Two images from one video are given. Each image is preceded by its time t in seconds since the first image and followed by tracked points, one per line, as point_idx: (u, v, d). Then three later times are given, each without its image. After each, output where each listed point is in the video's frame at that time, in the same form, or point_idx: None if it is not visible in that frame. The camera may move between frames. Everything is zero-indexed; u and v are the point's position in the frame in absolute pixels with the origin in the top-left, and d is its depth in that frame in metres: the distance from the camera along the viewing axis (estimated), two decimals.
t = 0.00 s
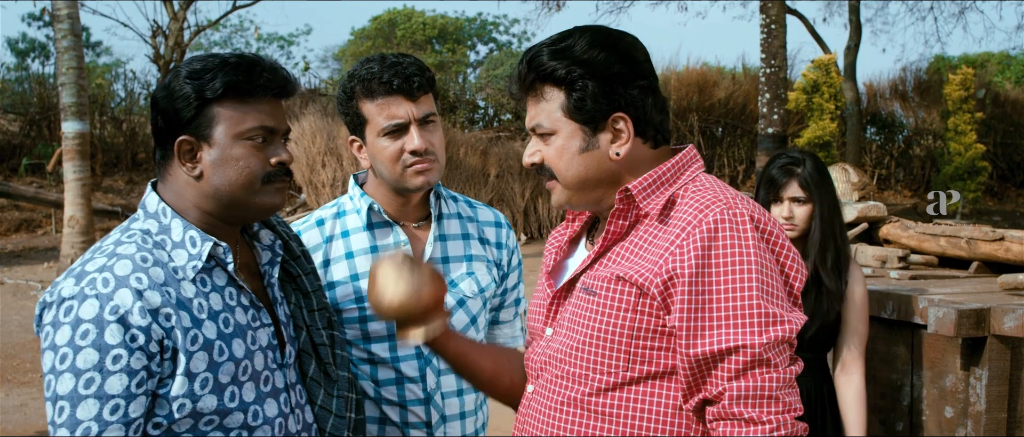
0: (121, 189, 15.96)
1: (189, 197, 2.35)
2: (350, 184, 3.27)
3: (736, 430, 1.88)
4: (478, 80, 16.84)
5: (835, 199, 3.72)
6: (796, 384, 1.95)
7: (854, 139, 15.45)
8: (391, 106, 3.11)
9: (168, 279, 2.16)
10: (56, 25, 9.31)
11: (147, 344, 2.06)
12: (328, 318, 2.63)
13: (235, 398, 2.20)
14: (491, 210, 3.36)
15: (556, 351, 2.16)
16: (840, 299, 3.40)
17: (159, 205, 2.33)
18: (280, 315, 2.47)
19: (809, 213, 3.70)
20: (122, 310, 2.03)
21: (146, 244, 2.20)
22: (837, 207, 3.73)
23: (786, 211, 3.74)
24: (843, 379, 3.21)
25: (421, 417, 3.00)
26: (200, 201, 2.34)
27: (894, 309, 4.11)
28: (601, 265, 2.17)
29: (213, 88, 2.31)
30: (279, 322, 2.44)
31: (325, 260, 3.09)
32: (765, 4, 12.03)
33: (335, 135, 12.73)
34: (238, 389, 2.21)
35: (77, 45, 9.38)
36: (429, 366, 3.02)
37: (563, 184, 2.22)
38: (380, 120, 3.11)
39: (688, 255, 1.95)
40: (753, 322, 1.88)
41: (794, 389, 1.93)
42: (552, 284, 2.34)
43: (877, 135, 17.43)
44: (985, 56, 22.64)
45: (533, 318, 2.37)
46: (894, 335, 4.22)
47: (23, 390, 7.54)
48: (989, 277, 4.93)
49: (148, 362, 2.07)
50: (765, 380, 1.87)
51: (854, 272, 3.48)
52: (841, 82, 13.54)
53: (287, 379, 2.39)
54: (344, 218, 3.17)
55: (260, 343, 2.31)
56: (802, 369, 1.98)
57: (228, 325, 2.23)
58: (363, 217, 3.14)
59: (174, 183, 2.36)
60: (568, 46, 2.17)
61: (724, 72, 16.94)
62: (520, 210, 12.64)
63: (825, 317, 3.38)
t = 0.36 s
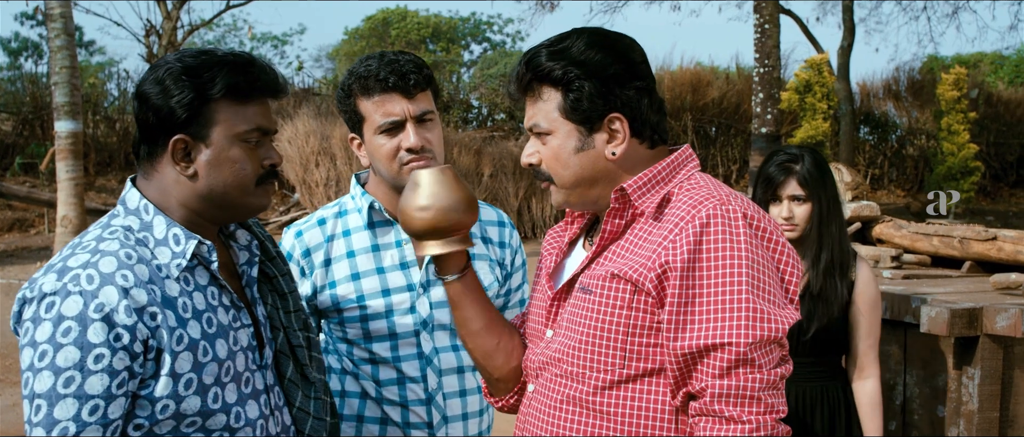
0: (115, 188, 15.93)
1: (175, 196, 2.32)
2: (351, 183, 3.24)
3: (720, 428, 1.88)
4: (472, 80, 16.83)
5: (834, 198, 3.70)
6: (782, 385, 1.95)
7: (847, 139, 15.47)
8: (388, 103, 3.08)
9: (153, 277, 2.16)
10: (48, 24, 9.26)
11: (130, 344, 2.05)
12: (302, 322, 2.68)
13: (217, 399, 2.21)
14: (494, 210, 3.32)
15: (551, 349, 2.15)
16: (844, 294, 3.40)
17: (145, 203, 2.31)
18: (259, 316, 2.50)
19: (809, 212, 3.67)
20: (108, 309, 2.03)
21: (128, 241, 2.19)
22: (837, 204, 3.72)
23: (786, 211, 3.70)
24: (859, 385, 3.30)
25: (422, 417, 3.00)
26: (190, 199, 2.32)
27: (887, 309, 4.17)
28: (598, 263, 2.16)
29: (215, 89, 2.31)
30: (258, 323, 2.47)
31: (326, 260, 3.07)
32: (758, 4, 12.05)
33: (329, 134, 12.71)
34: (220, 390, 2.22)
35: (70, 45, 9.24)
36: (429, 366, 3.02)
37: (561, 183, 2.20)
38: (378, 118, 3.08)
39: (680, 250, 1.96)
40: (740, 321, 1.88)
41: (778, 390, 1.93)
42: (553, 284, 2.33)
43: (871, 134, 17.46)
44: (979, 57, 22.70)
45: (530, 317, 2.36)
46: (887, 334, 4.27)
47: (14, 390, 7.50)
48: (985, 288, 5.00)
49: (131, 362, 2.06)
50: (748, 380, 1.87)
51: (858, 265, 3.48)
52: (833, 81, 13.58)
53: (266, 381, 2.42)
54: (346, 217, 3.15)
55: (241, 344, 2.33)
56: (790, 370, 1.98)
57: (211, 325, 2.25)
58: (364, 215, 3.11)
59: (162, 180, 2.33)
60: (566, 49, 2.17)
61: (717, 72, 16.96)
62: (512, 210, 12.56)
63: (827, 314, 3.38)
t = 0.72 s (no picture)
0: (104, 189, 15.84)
1: (156, 195, 2.29)
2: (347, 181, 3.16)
3: (715, 425, 1.87)
4: (462, 80, 16.82)
5: (850, 190, 3.54)
6: (774, 380, 1.94)
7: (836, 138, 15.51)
8: (382, 99, 3.02)
9: (137, 275, 2.14)
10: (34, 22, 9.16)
11: (115, 341, 2.03)
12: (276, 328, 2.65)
13: (198, 400, 2.19)
14: (489, 209, 3.28)
15: (545, 351, 2.14)
16: (852, 295, 3.27)
17: (126, 200, 2.27)
18: (236, 319, 2.48)
19: (824, 209, 3.52)
20: (94, 304, 2.01)
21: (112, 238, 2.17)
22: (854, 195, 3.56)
23: (800, 208, 3.56)
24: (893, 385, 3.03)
25: (417, 417, 2.93)
26: (172, 198, 2.29)
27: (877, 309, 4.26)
28: (589, 264, 2.15)
29: (197, 87, 2.29)
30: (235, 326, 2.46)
31: (321, 258, 2.99)
32: (748, 4, 12.09)
33: (317, 134, 12.66)
34: (201, 392, 2.21)
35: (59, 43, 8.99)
36: (424, 366, 2.94)
37: (551, 181, 2.18)
38: (372, 113, 3.02)
39: (671, 248, 1.95)
40: (734, 318, 1.87)
41: (771, 385, 1.92)
42: (545, 285, 2.32)
43: (859, 135, 17.53)
44: (966, 57, 22.84)
45: (521, 318, 2.32)
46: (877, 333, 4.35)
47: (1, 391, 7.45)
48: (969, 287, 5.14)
49: (115, 360, 2.03)
50: (743, 375, 1.86)
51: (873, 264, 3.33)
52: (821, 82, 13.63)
53: (243, 385, 2.41)
54: (341, 216, 3.07)
55: (221, 347, 2.32)
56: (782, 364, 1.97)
57: (194, 326, 2.23)
58: (360, 214, 3.03)
59: (142, 181, 2.29)
60: (559, 48, 2.16)
61: (707, 72, 16.99)
62: (502, 210, 12.53)
63: (831, 315, 3.32)
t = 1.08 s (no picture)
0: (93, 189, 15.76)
1: (132, 195, 2.27)
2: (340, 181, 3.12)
3: (704, 424, 1.87)
4: (453, 80, 16.82)
5: (869, 186, 3.41)
6: (763, 380, 1.94)
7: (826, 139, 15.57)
8: (381, 97, 2.99)
9: (116, 275, 2.13)
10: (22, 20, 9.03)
11: (95, 340, 2.02)
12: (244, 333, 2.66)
13: (173, 403, 2.19)
14: (483, 209, 3.27)
15: (536, 351, 2.13)
16: (869, 298, 3.14)
17: (101, 199, 2.25)
18: (207, 322, 2.47)
19: (842, 206, 3.40)
20: (76, 302, 2.00)
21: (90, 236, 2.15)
22: (874, 192, 3.44)
23: (816, 205, 3.45)
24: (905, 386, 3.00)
25: (411, 416, 2.87)
26: (148, 198, 2.27)
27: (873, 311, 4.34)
28: (580, 264, 2.14)
29: (178, 86, 2.29)
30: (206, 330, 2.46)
31: (315, 257, 2.94)
32: (739, 5, 12.12)
33: (308, 134, 12.63)
34: (176, 395, 2.20)
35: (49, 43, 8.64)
36: (419, 365, 2.90)
37: (543, 180, 2.17)
38: (370, 112, 2.99)
39: (662, 248, 1.95)
40: (724, 318, 1.87)
41: (759, 384, 1.92)
42: (536, 285, 2.31)
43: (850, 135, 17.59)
44: (956, 58, 22.98)
45: (512, 318, 2.31)
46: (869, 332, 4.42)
47: None
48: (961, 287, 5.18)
49: (93, 359, 2.02)
50: (732, 375, 1.86)
51: (893, 267, 3.18)
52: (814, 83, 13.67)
53: (213, 389, 2.43)
54: (335, 215, 3.03)
55: (193, 350, 2.32)
56: (771, 365, 1.97)
57: (170, 328, 2.23)
58: (354, 212, 3.00)
59: (119, 180, 2.27)
60: (552, 45, 2.15)
61: (698, 73, 17.02)
62: (493, 211, 12.53)
63: (848, 316, 3.16)
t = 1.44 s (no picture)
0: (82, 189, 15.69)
1: (113, 198, 2.25)
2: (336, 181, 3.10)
3: (693, 425, 1.86)
4: (445, 80, 16.82)
5: (875, 188, 3.37)
6: (752, 381, 1.93)
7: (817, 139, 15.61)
8: (379, 96, 2.95)
9: (99, 278, 2.12)
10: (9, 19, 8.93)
11: (78, 343, 2.00)
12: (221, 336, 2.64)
13: (156, 406, 2.18)
14: (476, 212, 3.25)
15: (527, 351, 2.12)
16: (873, 304, 3.13)
17: (81, 201, 2.23)
18: (186, 324, 2.45)
19: (847, 207, 3.35)
20: (59, 305, 1.98)
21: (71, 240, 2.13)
22: (880, 193, 3.39)
23: (820, 206, 3.40)
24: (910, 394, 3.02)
25: (405, 419, 2.86)
26: (129, 200, 2.26)
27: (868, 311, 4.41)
28: (572, 265, 2.14)
29: (157, 89, 2.27)
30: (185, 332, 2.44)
31: (310, 258, 2.91)
32: (730, 5, 12.14)
33: (299, 134, 12.59)
34: (159, 397, 2.19)
35: (39, 44, 8.36)
36: (413, 367, 2.88)
37: (536, 176, 2.16)
38: (368, 110, 2.95)
39: (654, 249, 1.94)
40: (714, 320, 1.86)
41: (748, 386, 1.91)
42: (529, 285, 2.30)
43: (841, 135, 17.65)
44: (947, 59, 23.08)
45: (505, 320, 2.29)
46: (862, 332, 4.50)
47: None
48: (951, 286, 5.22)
49: (77, 362, 2.00)
50: (721, 376, 1.86)
51: (897, 274, 3.18)
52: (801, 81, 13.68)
53: (194, 391, 2.41)
54: (330, 217, 3.00)
55: (174, 353, 2.30)
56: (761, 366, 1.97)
57: (151, 331, 2.21)
58: (348, 214, 2.97)
59: (99, 183, 2.25)
60: (543, 44, 2.15)
61: (689, 73, 17.05)
62: (484, 211, 12.52)
63: (850, 322, 3.15)
